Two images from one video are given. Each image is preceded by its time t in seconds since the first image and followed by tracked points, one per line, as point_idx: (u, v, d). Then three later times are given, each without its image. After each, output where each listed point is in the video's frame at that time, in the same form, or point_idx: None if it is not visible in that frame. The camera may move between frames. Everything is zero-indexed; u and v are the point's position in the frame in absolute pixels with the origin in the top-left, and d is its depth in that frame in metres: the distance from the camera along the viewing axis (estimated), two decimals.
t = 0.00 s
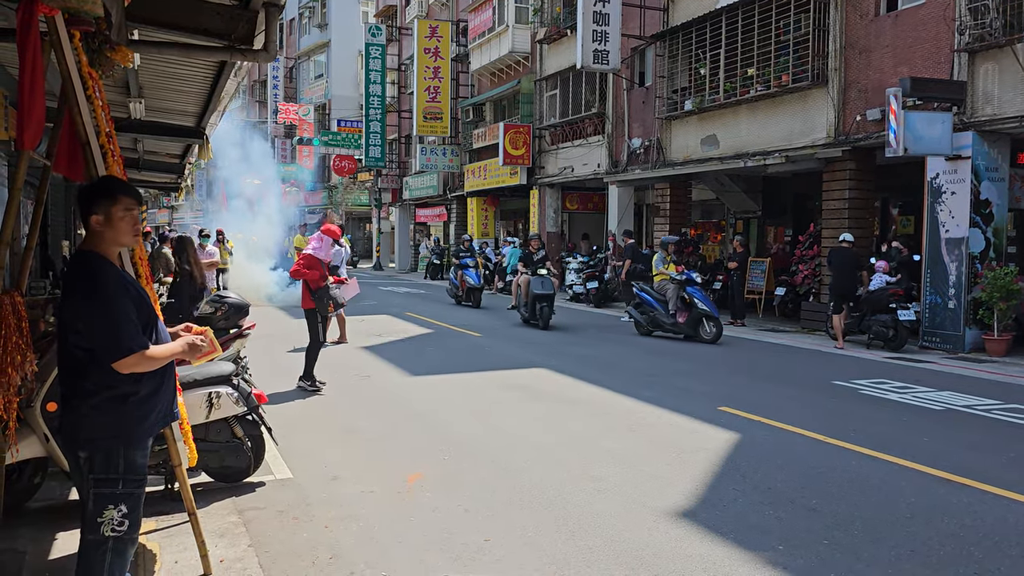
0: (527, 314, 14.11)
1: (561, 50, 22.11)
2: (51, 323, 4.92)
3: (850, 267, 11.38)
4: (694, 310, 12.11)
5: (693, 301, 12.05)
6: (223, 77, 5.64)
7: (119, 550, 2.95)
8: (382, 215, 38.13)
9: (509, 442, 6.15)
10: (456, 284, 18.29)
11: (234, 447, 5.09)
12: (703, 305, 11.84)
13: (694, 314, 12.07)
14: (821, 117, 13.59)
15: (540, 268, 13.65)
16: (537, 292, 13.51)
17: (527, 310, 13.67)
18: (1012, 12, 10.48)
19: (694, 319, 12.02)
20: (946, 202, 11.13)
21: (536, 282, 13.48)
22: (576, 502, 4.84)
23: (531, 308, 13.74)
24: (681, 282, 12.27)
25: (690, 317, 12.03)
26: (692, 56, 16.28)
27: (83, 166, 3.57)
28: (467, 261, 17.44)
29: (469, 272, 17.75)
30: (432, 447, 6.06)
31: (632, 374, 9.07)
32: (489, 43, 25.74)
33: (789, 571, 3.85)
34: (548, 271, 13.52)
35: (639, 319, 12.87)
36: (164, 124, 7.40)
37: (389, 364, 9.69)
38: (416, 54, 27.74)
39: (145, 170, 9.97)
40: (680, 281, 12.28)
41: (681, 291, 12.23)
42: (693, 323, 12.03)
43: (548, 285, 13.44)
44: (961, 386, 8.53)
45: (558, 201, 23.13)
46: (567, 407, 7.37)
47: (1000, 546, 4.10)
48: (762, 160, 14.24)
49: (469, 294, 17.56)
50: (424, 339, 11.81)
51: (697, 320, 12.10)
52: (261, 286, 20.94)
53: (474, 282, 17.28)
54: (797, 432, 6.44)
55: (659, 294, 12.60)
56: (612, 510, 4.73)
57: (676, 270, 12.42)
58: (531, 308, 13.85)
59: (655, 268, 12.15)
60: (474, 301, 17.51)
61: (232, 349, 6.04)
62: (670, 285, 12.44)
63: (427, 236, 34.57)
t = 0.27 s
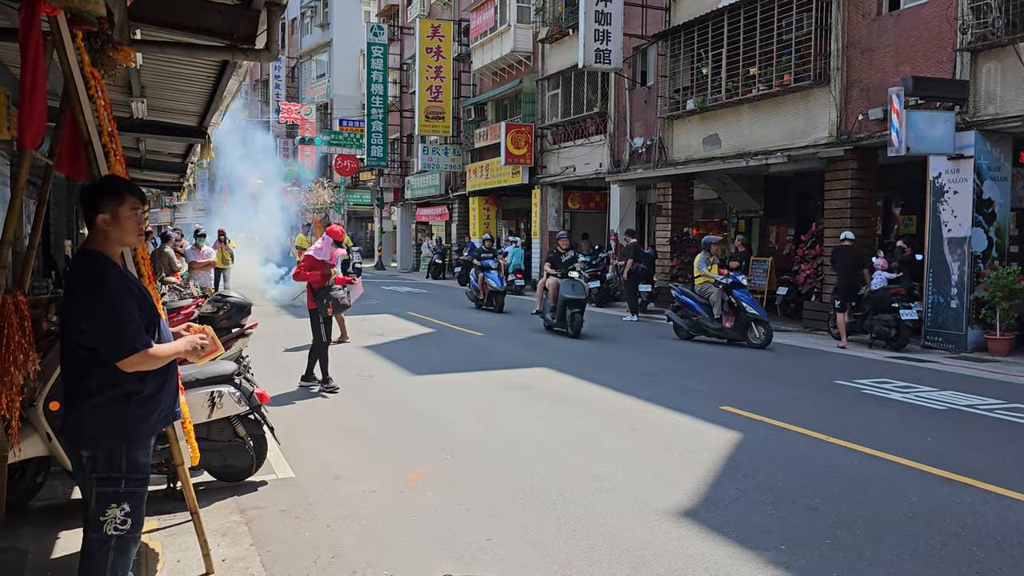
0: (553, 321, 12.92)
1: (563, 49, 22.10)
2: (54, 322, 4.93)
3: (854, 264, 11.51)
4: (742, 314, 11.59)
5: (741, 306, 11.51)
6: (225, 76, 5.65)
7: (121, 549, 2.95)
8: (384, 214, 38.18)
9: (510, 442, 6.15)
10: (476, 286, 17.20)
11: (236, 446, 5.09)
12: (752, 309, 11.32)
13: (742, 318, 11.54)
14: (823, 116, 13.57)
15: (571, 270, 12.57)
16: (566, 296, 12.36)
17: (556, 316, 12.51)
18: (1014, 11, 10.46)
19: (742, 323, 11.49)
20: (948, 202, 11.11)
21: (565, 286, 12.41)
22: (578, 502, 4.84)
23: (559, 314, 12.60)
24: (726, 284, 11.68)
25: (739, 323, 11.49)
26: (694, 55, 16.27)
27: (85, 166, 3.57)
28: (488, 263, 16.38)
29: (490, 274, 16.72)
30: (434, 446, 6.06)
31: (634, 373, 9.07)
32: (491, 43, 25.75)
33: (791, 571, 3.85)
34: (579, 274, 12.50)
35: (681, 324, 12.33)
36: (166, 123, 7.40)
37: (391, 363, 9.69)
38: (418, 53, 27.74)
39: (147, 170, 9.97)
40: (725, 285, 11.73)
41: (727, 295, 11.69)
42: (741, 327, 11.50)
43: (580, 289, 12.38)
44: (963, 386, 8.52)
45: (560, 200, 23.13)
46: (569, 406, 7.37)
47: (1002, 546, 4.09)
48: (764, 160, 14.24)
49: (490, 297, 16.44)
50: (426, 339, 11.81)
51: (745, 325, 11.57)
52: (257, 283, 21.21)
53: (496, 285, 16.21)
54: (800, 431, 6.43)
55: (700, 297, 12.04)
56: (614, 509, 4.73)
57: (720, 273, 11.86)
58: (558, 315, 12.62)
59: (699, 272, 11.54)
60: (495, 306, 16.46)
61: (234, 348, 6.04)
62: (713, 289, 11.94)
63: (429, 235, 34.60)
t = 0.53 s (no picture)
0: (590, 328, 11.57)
1: (565, 48, 22.07)
2: (57, 321, 4.93)
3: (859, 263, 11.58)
4: (788, 318, 10.96)
5: (788, 309, 10.86)
6: (227, 75, 5.65)
7: (124, 547, 2.95)
8: (386, 213, 38.20)
9: (513, 441, 6.15)
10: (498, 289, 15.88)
11: (239, 445, 5.09)
12: (800, 313, 10.69)
13: (788, 322, 10.91)
14: (825, 115, 13.55)
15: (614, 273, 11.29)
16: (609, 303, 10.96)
17: (598, 325, 11.15)
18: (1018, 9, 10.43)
19: (789, 328, 10.86)
20: (951, 201, 11.09)
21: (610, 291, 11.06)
22: (580, 501, 4.84)
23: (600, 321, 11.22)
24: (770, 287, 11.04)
25: (786, 328, 10.86)
26: (696, 54, 16.25)
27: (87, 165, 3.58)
28: (512, 264, 15.15)
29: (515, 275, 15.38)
30: (437, 445, 6.06)
31: (637, 372, 9.06)
32: (494, 42, 25.72)
33: (794, 570, 3.85)
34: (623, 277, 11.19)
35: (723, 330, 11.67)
36: (170, 121, 7.39)
37: (394, 362, 9.70)
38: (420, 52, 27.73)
39: (149, 168, 9.98)
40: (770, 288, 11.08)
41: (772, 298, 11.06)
42: (787, 332, 10.88)
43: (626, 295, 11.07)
44: (966, 385, 8.50)
45: (562, 199, 23.11)
46: (572, 405, 7.36)
47: (1005, 545, 4.09)
48: (767, 159, 14.22)
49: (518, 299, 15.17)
50: (429, 338, 11.82)
51: (792, 330, 10.94)
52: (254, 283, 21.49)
53: (521, 287, 14.97)
54: (803, 431, 6.42)
55: (744, 300, 11.39)
56: (616, 508, 4.72)
57: (764, 275, 11.23)
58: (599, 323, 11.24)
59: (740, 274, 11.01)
60: (521, 310, 15.24)
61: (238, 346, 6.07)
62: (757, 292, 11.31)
63: (431, 234, 34.61)
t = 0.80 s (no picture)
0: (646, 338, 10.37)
1: (567, 46, 22.05)
2: (60, 319, 4.94)
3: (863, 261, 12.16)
4: (836, 322, 10.36)
5: (835, 312, 10.26)
6: (228, 74, 5.66)
7: (127, 545, 2.96)
8: (388, 211, 38.22)
9: (515, 439, 6.15)
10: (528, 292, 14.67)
11: (241, 443, 5.09)
12: (848, 317, 10.10)
13: (835, 326, 10.34)
14: (828, 113, 13.54)
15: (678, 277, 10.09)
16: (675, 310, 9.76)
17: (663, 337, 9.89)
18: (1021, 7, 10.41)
19: (835, 332, 10.27)
20: (954, 199, 11.07)
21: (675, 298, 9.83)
22: (582, 499, 4.84)
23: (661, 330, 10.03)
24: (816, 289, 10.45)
25: (832, 332, 10.28)
26: (699, 52, 16.24)
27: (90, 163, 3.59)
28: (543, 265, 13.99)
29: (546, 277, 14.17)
30: (438, 443, 6.06)
31: (640, 371, 9.05)
32: (496, 40, 25.70)
33: (796, 568, 3.85)
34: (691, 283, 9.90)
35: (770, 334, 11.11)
36: (172, 120, 7.41)
37: (396, 360, 9.70)
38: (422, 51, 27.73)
39: (151, 167, 9.97)
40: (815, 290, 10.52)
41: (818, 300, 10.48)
42: (834, 337, 10.30)
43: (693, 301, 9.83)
44: (969, 384, 8.49)
45: (564, 197, 23.10)
46: (574, 404, 7.36)
47: (1008, 544, 4.08)
48: (769, 157, 14.21)
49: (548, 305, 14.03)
50: (431, 336, 11.81)
51: (840, 334, 10.35)
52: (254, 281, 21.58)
53: (553, 290, 13.79)
54: (806, 429, 6.42)
55: (789, 303, 10.87)
56: (618, 506, 4.73)
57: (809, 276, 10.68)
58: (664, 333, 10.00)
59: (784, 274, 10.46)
60: (552, 315, 14.11)
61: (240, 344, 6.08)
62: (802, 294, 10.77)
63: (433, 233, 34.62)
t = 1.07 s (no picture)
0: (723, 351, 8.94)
1: (568, 44, 22.04)
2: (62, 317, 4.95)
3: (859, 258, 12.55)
4: (877, 324, 10.02)
5: (876, 315, 9.90)
6: (229, 72, 5.65)
7: (129, 543, 2.96)
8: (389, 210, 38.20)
9: (516, 437, 6.14)
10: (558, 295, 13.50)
11: (243, 441, 5.10)
12: (889, 319, 9.72)
13: (876, 329, 9.98)
14: (829, 111, 13.52)
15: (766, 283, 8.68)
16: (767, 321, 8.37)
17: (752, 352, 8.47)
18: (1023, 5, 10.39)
19: (877, 335, 9.94)
20: (955, 197, 11.05)
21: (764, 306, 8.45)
22: (583, 497, 4.84)
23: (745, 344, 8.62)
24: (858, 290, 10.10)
25: (873, 335, 9.96)
26: (700, 50, 16.24)
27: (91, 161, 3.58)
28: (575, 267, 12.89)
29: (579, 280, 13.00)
30: (439, 441, 6.06)
31: (641, 369, 9.04)
32: (497, 38, 25.69)
33: (797, 566, 3.85)
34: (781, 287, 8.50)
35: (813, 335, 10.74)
36: (173, 118, 7.40)
37: (397, 359, 9.70)
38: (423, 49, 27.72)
39: (152, 164, 9.97)
40: (855, 290, 10.19)
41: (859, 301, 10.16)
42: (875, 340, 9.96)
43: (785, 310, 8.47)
44: (971, 382, 8.48)
45: (565, 196, 23.11)
46: (575, 402, 7.35)
47: (1010, 542, 4.08)
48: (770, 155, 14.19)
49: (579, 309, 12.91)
50: (433, 334, 11.81)
51: (881, 337, 10.00)
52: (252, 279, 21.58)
53: (587, 293, 12.64)
54: (807, 427, 6.41)
55: (829, 304, 10.57)
56: (619, 505, 4.73)
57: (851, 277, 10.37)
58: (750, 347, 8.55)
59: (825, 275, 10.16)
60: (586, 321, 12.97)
61: (241, 343, 6.08)
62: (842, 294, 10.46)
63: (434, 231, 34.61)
